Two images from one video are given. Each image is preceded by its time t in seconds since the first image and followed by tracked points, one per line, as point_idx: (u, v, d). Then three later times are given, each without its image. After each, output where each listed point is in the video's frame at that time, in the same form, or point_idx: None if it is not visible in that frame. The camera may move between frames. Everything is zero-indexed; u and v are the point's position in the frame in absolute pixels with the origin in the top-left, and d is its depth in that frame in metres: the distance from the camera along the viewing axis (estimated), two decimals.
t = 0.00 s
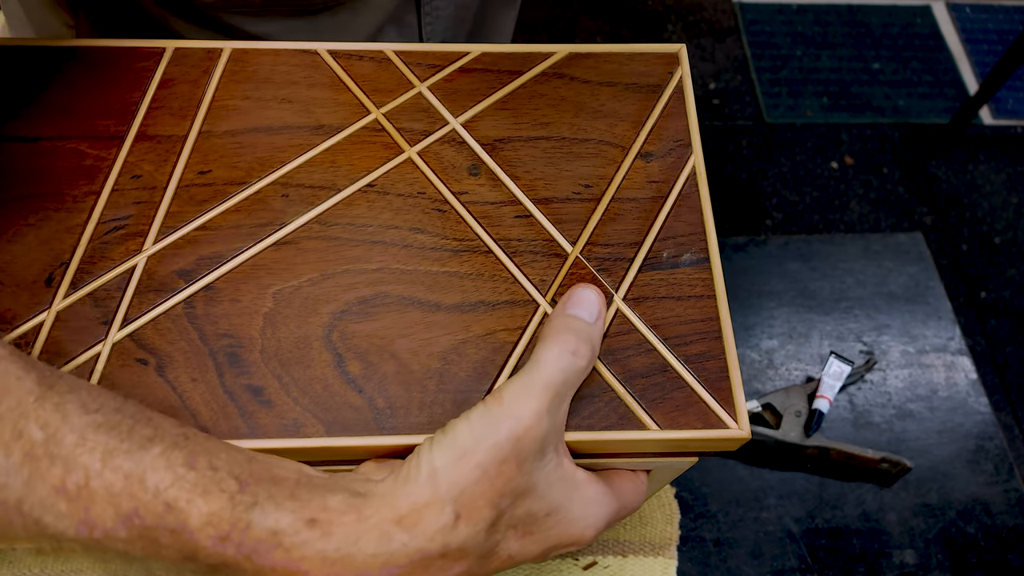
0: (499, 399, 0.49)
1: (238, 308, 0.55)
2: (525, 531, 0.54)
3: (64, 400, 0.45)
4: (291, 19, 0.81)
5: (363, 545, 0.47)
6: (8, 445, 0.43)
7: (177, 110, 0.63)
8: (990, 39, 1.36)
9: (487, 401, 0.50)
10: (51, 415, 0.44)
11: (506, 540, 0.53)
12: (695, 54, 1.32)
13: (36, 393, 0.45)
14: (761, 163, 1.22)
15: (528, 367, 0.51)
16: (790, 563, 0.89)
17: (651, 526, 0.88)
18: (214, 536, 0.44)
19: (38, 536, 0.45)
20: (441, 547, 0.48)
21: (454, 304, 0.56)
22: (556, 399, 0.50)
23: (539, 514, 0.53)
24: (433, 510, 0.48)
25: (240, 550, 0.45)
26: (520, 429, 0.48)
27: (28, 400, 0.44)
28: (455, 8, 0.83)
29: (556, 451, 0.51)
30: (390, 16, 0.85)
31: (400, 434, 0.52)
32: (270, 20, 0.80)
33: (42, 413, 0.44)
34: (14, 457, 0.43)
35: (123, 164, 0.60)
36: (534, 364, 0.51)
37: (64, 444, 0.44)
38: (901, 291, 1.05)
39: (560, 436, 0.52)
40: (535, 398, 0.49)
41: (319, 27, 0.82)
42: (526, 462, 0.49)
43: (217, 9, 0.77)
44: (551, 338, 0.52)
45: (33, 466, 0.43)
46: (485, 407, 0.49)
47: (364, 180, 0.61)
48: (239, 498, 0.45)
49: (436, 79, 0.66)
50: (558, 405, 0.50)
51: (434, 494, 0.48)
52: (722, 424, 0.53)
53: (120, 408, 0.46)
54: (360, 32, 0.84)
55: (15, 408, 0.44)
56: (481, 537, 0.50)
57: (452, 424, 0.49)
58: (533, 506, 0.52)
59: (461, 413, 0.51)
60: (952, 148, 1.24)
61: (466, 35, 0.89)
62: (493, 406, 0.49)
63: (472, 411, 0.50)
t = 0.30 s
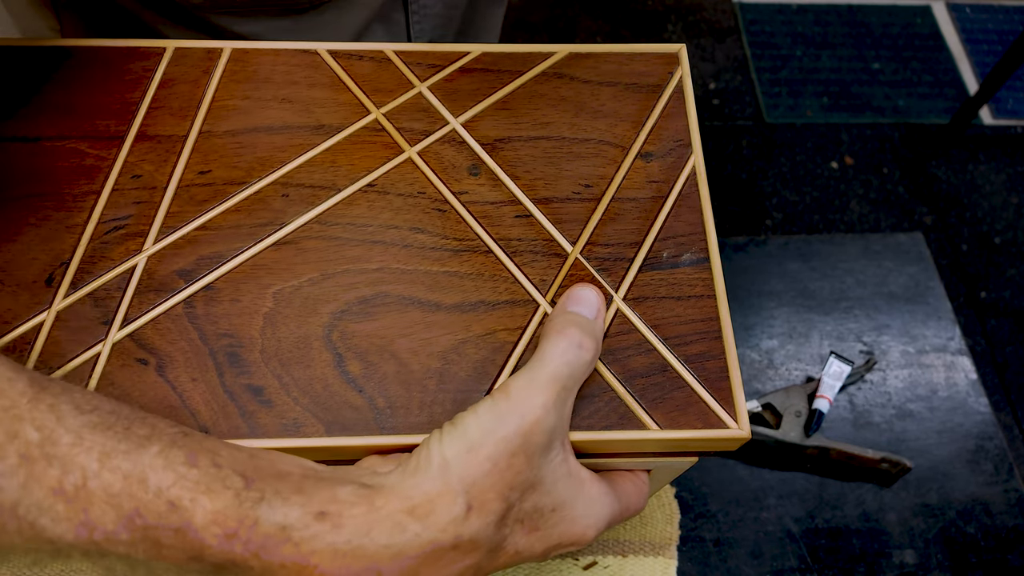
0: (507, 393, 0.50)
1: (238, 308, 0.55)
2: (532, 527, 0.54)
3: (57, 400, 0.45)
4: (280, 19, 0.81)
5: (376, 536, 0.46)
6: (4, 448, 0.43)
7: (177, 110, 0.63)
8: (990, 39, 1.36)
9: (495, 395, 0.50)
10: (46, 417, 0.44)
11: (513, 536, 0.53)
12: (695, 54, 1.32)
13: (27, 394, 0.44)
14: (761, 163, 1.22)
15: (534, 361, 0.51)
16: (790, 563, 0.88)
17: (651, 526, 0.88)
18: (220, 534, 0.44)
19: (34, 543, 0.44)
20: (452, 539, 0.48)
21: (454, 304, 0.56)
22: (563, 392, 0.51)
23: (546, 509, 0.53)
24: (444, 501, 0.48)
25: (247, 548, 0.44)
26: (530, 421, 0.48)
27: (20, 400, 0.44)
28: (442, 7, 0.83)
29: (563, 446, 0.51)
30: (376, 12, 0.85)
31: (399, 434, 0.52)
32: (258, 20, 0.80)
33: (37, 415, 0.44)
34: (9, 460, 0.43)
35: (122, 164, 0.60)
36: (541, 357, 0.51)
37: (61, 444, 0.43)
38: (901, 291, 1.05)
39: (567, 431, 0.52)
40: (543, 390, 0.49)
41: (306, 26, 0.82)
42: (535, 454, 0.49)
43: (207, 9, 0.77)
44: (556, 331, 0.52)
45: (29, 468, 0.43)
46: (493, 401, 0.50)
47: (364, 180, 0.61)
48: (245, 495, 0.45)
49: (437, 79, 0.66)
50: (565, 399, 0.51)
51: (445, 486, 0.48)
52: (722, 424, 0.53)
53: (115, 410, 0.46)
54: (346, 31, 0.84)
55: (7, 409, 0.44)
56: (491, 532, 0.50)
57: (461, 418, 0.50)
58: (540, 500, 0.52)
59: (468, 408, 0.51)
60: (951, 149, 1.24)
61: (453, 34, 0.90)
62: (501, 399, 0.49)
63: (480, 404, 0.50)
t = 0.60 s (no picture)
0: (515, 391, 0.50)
1: (239, 306, 0.56)
2: (533, 525, 0.53)
3: (56, 395, 0.44)
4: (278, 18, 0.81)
5: (382, 528, 0.45)
6: (6, 444, 0.41)
7: (177, 110, 0.63)
8: (990, 39, 1.36)
9: (502, 392, 0.50)
10: (47, 412, 0.43)
11: (513, 534, 0.52)
12: (696, 55, 1.33)
13: (26, 388, 0.43)
14: (761, 163, 1.22)
15: (541, 359, 0.52)
16: (789, 563, 0.89)
17: (650, 526, 0.88)
18: (229, 528, 0.43)
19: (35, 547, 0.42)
20: (456, 533, 0.47)
21: (454, 304, 0.57)
22: (570, 392, 0.51)
23: (547, 507, 0.53)
24: (448, 495, 0.47)
25: (257, 543, 0.43)
26: (537, 419, 0.49)
27: (20, 395, 0.43)
28: (441, 7, 0.83)
29: (567, 445, 0.52)
30: (372, 10, 0.85)
31: (399, 433, 0.52)
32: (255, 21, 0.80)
33: (37, 411, 0.43)
34: (12, 456, 0.41)
35: (123, 164, 0.60)
36: (548, 356, 0.51)
37: (66, 439, 0.42)
38: (901, 291, 1.05)
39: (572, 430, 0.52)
40: (550, 389, 0.50)
41: (302, 24, 0.82)
42: (540, 452, 0.49)
43: (207, 9, 0.77)
44: (563, 329, 0.53)
45: (33, 465, 0.41)
46: (500, 397, 0.50)
47: (365, 180, 0.61)
48: (255, 489, 0.44)
49: (437, 79, 0.66)
50: (571, 398, 0.51)
51: (450, 481, 0.47)
52: (722, 423, 0.53)
53: (116, 405, 0.46)
54: (343, 29, 0.84)
55: (6, 404, 0.42)
56: (495, 529, 0.50)
57: (467, 413, 0.50)
58: (542, 498, 0.52)
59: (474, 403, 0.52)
60: (951, 149, 1.25)
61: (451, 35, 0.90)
62: (508, 397, 0.50)
63: (487, 401, 0.50)
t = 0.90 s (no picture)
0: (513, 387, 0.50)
1: (239, 305, 0.56)
2: (533, 521, 0.53)
3: (61, 391, 0.43)
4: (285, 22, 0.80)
5: (384, 524, 0.45)
6: (10, 441, 0.40)
7: (177, 109, 0.63)
8: (990, 39, 1.36)
9: (501, 388, 0.50)
10: (51, 408, 0.42)
11: (514, 530, 0.52)
12: (696, 55, 1.33)
13: (29, 385, 0.42)
14: (761, 164, 1.22)
15: (539, 355, 0.52)
16: (790, 563, 0.88)
17: (651, 526, 0.88)
18: (233, 526, 0.42)
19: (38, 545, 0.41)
20: (457, 529, 0.47)
21: (454, 303, 0.56)
22: (569, 388, 0.51)
23: (547, 504, 0.53)
24: (449, 491, 0.47)
25: (262, 540, 0.43)
26: (536, 414, 0.49)
27: (24, 392, 0.42)
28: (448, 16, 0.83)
29: (568, 442, 0.52)
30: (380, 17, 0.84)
31: (399, 432, 0.52)
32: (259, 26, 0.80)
33: (41, 407, 0.42)
34: (17, 453, 0.40)
35: (122, 163, 0.60)
36: (546, 352, 0.51)
37: (71, 436, 0.42)
38: (901, 291, 1.05)
39: (572, 427, 0.52)
40: (548, 385, 0.50)
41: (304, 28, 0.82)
42: (540, 449, 0.49)
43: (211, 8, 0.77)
44: (562, 325, 0.52)
45: (39, 462, 0.40)
46: (500, 394, 0.50)
47: (364, 179, 0.61)
48: (260, 486, 0.44)
49: (437, 78, 0.66)
50: (569, 394, 0.51)
51: (452, 476, 0.48)
52: (722, 422, 0.53)
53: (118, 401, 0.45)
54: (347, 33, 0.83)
55: (10, 400, 0.41)
56: (494, 525, 0.50)
57: (467, 408, 0.50)
58: (542, 495, 0.52)
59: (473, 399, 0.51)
60: (951, 149, 1.24)
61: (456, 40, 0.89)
62: (507, 393, 0.50)
63: (486, 397, 0.50)
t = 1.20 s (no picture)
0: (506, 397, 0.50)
1: (238, 307, 0.56)
2: (533, 530, 0.54)
3: (60, 399, 0.43)
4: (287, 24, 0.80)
5: (385, 546, 0.46)
6: (12, 459, 0.40)
7: (177, 110, 0.63)
8: (990, 39, 1.36)
9: (494, 398, 0.50)
10: (53, 426, 0.42)
11: (515, 540, 0.53)
12: (695, 55, 1.33)
13: (31, 404, 0.42)
14: (761, 164, 1.22)
15: (531, 362, 0.51)
16: (790, 564, 0.88)
17: (651, 526, 0.89)
18: (233, 547, 0.43)
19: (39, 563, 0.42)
20: (457, 548, 0.48)
21: (454, 304, 0.56)
22: (561, 394, 0.51)
23: (546, 511, 0.53)
24: (449, 509, 0.48)
25: (262, 561, 0.44)
26: (528, 425, 0.49)
27: (26, 411, 0.42)
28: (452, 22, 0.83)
29: (564, 448, 0.51)
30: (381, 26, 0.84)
31: (399, 434, 0.52)
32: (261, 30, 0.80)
33: (43, 426, 0.42)
34: (18, 472, 0.40)
35: (122, 164, 0.60)
36: (537, 360, 0.51)
37: (73, 455, 0.42)
38: (901, 291, 1.05)
39: (568, 433, 0.52)
40: (541, 394, 0.49)
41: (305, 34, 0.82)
42: (536, 458, 0.49)
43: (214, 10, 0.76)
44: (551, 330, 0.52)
45: (40, 482, 0.40)
46: (493, 404, 0.50)
47: (364, 180, 0.61)
48: (263, 508, 0.44)
49: (437, 79, 0.66)
50: (562, 399, 0.51)
51: (451, 495, 0.48)
52: (722, 424, 0.53)
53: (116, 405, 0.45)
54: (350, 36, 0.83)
55: (11, 420, 0.41)
56: (494, 536, 0.50)
57: (463, 421, 0.50)
58: (541, 503, 0.53)
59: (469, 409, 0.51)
60: (952, 149, 1.24)
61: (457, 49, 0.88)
62: (500, 403, 0.49)
63: (480, 407, 0.50)
